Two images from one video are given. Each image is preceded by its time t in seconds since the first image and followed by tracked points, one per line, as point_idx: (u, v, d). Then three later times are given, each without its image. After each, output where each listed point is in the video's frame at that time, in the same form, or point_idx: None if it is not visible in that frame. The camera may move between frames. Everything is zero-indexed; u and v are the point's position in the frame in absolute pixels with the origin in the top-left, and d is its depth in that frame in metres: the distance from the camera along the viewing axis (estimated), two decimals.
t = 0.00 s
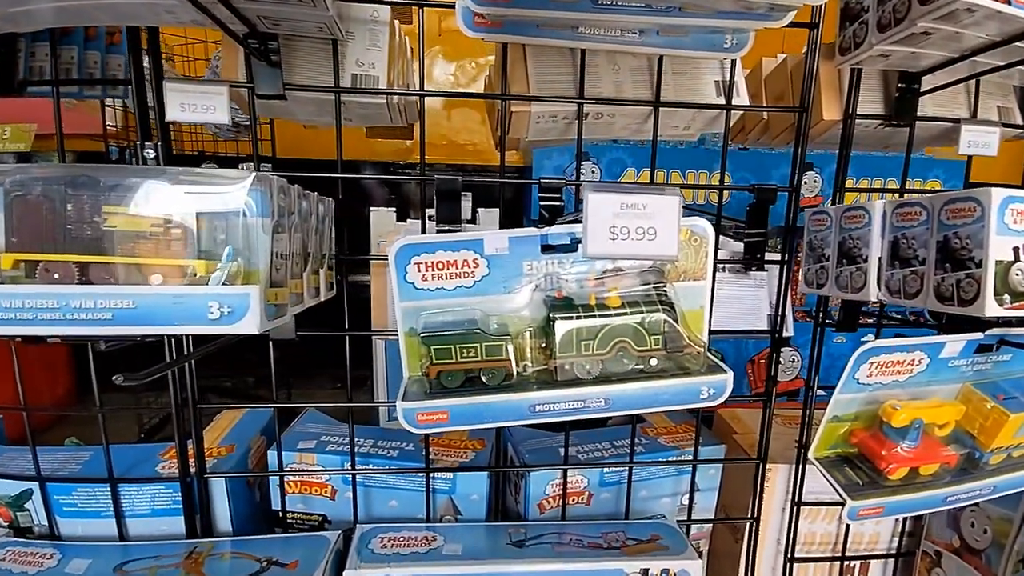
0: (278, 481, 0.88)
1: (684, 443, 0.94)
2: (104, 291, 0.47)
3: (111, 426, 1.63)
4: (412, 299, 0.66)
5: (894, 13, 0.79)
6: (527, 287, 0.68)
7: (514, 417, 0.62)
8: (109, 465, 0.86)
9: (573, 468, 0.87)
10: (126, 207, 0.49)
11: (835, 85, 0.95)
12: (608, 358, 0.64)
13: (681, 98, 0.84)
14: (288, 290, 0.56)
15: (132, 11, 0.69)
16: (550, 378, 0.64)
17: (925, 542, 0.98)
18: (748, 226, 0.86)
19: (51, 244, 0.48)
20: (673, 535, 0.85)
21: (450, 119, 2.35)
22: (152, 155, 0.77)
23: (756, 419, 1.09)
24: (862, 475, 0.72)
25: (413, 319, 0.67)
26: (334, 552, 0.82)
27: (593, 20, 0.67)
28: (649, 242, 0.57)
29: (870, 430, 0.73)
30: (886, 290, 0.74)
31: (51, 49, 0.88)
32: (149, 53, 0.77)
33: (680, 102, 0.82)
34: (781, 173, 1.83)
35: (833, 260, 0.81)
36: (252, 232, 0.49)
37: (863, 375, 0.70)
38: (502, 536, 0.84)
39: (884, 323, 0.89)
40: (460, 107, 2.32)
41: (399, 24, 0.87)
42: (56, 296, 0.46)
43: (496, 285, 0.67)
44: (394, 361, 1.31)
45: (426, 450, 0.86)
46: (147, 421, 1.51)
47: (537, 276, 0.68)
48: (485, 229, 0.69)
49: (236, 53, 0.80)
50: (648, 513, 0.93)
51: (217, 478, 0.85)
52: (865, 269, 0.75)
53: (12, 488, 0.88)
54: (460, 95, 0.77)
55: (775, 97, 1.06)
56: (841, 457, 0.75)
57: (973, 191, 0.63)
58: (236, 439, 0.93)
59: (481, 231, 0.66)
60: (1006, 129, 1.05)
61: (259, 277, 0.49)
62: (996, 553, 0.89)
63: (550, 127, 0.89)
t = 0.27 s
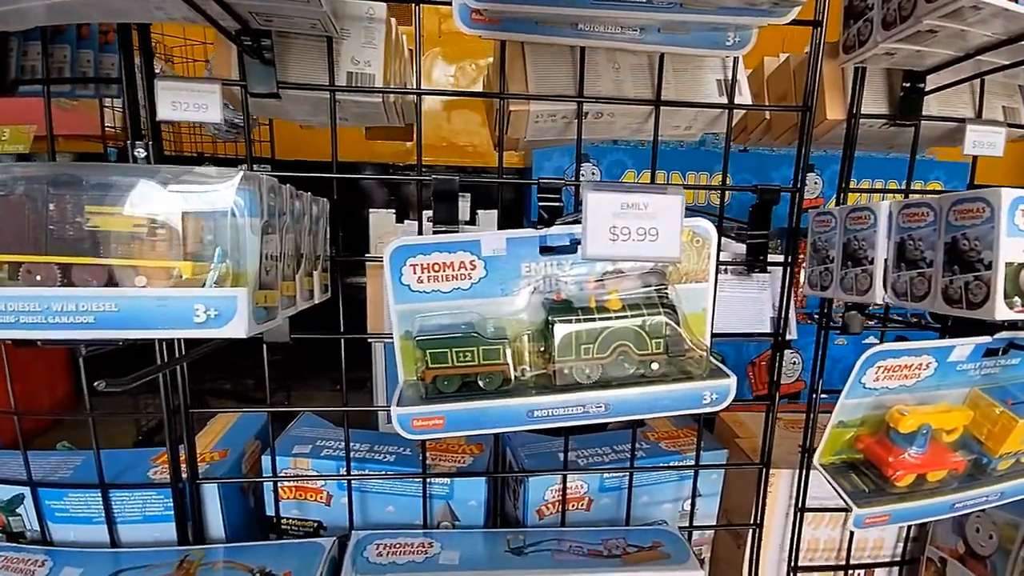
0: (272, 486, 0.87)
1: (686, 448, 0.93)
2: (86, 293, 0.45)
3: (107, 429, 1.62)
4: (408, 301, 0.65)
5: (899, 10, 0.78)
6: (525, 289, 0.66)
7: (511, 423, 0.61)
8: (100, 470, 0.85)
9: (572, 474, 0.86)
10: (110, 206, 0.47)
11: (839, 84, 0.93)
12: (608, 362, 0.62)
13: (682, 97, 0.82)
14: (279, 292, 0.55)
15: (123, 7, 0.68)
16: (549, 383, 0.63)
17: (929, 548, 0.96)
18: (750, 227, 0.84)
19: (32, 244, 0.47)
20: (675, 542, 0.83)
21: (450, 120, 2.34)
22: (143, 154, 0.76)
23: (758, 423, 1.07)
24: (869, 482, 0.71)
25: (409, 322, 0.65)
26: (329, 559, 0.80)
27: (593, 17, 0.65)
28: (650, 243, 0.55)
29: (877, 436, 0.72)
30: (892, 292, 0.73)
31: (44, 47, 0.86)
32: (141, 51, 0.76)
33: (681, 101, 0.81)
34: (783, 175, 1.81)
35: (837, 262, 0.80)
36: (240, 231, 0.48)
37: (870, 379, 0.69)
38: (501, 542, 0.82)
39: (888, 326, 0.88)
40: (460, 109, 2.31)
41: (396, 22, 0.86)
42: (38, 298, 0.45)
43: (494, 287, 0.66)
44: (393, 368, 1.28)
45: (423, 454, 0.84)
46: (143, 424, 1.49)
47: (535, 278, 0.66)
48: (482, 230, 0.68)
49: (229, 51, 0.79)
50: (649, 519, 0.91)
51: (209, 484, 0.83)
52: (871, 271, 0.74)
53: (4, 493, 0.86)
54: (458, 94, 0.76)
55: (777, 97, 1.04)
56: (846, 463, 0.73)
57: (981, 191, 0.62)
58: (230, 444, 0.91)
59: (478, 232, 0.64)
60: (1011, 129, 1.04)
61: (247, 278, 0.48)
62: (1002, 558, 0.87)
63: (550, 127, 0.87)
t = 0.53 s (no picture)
0: (267, 491, 0.86)
1: (687, 452, 0.92)
2: (74, 296, 0.44)
3: (104, 433, 1.61)
4: (405, 304, 0.64)
5: (901, 9, 0.77)
6: (524, 291, 0.65)
7: (510, 428, 0.60)
8: (94, 475, 0.84)
9: (572, 479, 0.85)
10: (98, 206, 0.46)
11: (841, 85, 0.92)
12: (608, 366, 0.61)
13: (682, 98, 0.82)
14: (273, 294, 0.54)
15: (117, 7, 0.67)
16: (548, 387, 0.62)
17: (934, 554, 0.95)
18: (752, 229, 0.83)
19: (20, 245, 0.46)
20: (676, 548, 0.82)
21: (449, 124, 2.33)
22: (136, 154, 0.75)
23: (760, 427, 1.06)
24: (875, 488, 0.70)
25: (406, 324, 0.64)
26: (325, 566, 0.79)
27: (592, 16, 0.64)
28: (651, 244, 0.54)
29: (882, 440, 0.71)
30: (896, 295, 0.72)
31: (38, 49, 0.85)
32: (136, 51, 0.75)
33: (681, 101, 0.80)
34: (784, 177, 1.81)
35: (840, 264, 0.79)
36: (234, 232, 0.47)
37: (875, 383, 0.68)
38: (499, 549, 0.81)
39: (891, 328, 0.87)
40: (460, 112, 2.30)
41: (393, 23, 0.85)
42: (26, 301, 0.44)
43: (492, 289, 0.65)
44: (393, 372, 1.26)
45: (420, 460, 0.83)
46: (141, 427, 1.48)
47: (534, 280, 0.65)
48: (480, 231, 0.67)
49: (225, 51, 0.78)
50: (650, 525, 0.90)
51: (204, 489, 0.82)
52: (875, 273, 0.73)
53: None
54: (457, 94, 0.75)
55: (779, 98, 1.03)
56: (851, 469, 0.72)
57: (986, 192, 0.61)
58: (225, 448, 0.90)
59: (476, 233, 0.63)
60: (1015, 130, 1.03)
61: (240, 280, 0.47)
62: (1006, 563, 0.85)
63: (549, 128, 0.86)
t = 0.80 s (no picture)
0: (267, 492, 0.85)
1: (690, 453, 0.91)
2: (71, 291, 0.44)
3: (103, 435, 1.60)
4: (406, 301, 0.63)
5: (907, 6, 0.76)
6: (526, 289, 0.65)
7: (513, 427, 0.59)
8: (91, 475, 0.83)
9: (575, 480, 0.84)
10: (94, 201, 0.46)
11: (845, 83, 0.92)
12: (612, 364, 0.60)
13: (686, 95, 0.81)
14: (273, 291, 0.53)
15: (116, 2, 0.67)
16: (551, 386, 0.61)
17: (938, 556, 0.95)
18: (756, 227, 0.82)
19: (15, 241, 0.45)
20: (680, 550, 0.81)
21: (450, 125, 2.33)
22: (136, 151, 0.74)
23: (763, 428, 1.06)
24: (882, 488, 0.69)
25: (407, 322, 0.63)
26: (325, 568, 0.78)
27: (596, 11, 0.64)
28: (657, 238, 0.53)
29: (889, 440, 0.70)
30: (904, 293, 0.71)
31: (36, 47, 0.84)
32: (135, 47, 0.74)
33: (684, 99, 0.79)
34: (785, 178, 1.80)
35: (846, 262, 0.78)
36: (233, 227, 0.46)
37: (883, 383, 0.67)
38: (501, 551, 0.81)
39: (896, 327, 0.86)
40: (460, 113, 2.30)
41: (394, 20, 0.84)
42: (21, 296, 0.44)
43: (494, 287, 0.64)
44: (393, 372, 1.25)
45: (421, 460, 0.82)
46: (141, 428, 1.47)
47: (536, 277, 0.64)
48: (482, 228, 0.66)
49: (225, 47, 0.77)
50: (653, 526, 0.89)
51: (202, 490, 0.81)
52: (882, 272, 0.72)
53: None
54: (462, 91, 0.75)
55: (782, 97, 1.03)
56: (858, 470, 0.71)
57: (994, 188, 0.60)
58: (224, 448, 0.89)
59: (478, 230, 0.63)
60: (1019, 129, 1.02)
61: (240, 275, 0.46)
62: (1011, 566, 0.85)
63: (552, 126, 0.86)
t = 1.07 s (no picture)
0: (265, 493, 0.84)
1: (693, 455, 0.90)
2: (64, 286, 0.43)
3: (101, 437, 1.59)
4: (406, 299, 0.62)
5: (912, 2, 0.76)
6: (528, 287, 0.64)
7: (514, 427, 0.58)
8: (88, 476, 0.82)
9: (576, 482, 0.83)
10: (88, 194, 0.45)
11: (848, 81, 0.91)
12: (615, 363, 0.60)
13: (688, 92, 0.80)
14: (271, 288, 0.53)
15: None
16: (553, 385, 0.60)
17: (944, 559, 0.93)
18: (760, 225, 0.82)
19: (8, 235, 0.44)
20: (684, 553, 0.80)
21: (450, 128, 2.33)
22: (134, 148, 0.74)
23: (766, 429, 1.05)
24: (889, 490, 0.68)
25: (407, 321, 0.63)
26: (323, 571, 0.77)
27: (598, 6, 0.63)
28: (662, 232, 0.53)
29: (896, 440, 0.69)
30: (910, 292, 0.70)
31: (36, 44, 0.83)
32: (134, 43, 0.74)
33: (687, 96, 0.78)
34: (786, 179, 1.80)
35: (850, 261, 0.77)
36: (229, 223, 0.45)
37: (889, 382, 0.66)
38: (502, 553, 0.80)
39: (902, 327, 0.85)
40: (461, 116, 2.30)
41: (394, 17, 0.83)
42: (13, 291, 0.43)
43: (496, 284, 0.63)
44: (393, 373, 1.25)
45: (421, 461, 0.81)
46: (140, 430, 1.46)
47: (538, 275, 0.64)
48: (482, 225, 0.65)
49: (224, 43, 0.76)
50: (656, 528, 0.88)
51: (199, 491, 0.80)
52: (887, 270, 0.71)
53: None
54: (463, 88, 0.74)
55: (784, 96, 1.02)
56: (864, 471, 0.70)
57: (1002, 184, 0.60)
58: (222, 450, 0.88)
59: (479, 227, 0.62)
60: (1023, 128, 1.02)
61: (237, 272, 0.45)
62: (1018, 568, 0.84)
63: (553, 124, 0.85)
